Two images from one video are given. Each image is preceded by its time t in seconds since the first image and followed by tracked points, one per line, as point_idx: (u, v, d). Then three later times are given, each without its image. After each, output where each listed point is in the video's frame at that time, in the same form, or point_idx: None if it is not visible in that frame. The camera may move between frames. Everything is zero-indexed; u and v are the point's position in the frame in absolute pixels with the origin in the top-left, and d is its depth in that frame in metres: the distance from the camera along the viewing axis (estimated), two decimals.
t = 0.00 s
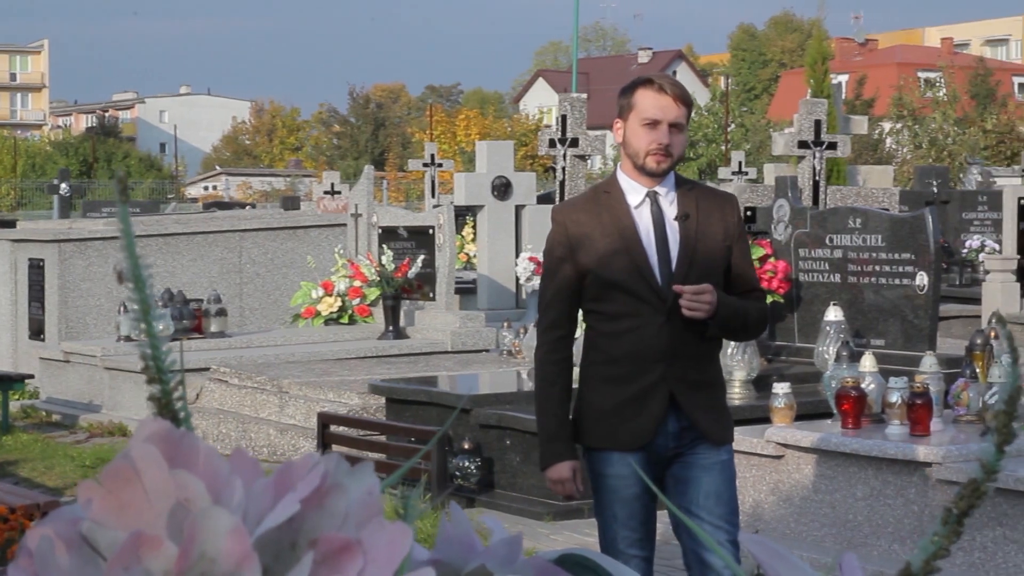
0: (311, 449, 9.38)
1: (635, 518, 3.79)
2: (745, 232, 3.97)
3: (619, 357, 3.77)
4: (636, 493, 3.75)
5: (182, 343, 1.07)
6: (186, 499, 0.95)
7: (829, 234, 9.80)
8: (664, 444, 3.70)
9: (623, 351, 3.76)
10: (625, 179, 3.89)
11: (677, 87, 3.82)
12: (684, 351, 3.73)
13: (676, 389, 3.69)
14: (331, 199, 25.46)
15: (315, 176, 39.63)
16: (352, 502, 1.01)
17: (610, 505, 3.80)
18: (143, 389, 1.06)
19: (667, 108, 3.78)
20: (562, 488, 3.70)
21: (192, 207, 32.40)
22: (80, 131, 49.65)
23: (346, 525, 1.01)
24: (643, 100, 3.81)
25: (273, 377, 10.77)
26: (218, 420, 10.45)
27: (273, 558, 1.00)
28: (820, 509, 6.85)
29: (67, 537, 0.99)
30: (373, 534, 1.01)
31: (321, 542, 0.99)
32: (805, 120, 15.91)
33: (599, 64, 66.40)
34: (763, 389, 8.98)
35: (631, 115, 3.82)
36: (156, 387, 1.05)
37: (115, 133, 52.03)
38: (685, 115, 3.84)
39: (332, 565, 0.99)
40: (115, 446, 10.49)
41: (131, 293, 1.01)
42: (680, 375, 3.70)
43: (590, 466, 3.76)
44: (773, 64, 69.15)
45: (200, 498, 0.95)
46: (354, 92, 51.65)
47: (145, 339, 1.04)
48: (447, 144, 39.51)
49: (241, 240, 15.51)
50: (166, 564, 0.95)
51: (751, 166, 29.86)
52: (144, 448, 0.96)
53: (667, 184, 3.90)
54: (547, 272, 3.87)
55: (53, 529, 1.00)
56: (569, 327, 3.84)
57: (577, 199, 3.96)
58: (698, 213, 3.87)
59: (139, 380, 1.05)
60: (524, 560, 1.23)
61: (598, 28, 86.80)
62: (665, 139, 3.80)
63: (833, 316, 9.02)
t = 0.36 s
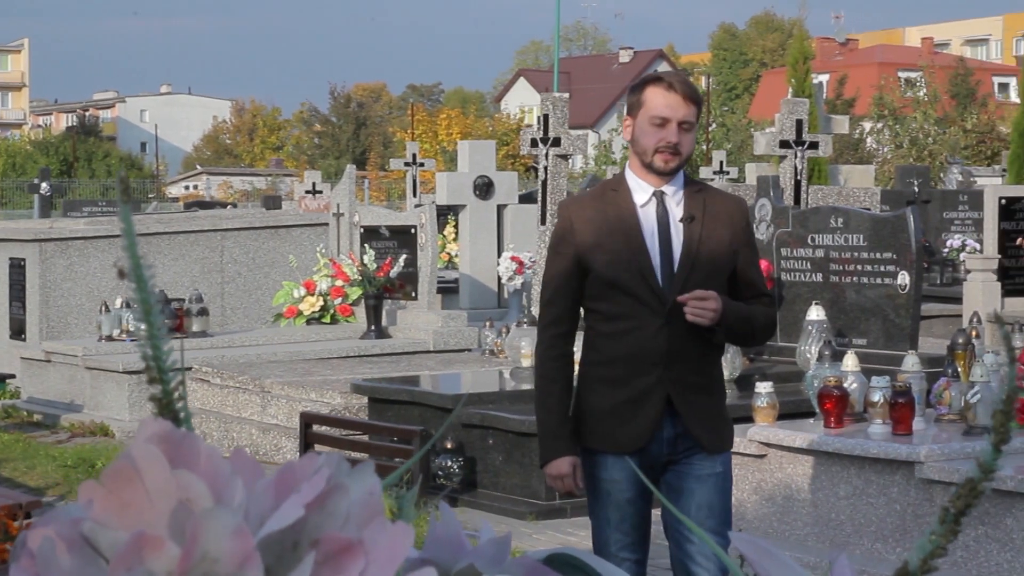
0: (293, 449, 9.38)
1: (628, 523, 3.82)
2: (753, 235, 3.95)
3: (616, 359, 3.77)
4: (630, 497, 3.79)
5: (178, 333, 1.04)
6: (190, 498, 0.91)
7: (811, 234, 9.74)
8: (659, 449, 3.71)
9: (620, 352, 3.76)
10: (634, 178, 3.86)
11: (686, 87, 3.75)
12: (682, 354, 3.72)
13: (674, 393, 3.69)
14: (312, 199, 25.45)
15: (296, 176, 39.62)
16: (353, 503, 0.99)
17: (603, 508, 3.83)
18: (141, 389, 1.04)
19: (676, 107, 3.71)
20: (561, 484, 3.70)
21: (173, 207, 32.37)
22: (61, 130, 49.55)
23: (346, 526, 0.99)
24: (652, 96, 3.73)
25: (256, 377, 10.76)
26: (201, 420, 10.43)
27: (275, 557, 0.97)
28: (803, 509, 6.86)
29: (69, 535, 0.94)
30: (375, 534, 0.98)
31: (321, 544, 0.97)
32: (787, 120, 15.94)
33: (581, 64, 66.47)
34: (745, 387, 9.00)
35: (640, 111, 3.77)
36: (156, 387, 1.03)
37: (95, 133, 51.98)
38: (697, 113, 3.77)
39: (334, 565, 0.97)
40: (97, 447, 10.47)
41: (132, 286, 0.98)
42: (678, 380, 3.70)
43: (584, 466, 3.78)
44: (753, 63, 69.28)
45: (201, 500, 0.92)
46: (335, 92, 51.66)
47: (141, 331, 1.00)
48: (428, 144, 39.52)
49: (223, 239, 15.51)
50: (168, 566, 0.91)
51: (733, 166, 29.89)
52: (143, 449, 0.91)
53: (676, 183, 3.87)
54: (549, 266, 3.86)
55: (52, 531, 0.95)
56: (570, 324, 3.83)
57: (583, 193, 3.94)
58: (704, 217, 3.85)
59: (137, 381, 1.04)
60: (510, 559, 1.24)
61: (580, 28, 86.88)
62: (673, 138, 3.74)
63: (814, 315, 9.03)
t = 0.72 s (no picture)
0: (280, 450, 9.38)
1: (638, 527, 3.83)
2: (772, 238, 3.94)
3: (635, 357, 3.75)
4: (642, 499, 3.80)
5: (186, 337, 1.12)
6: (197, 501, 0.99)
7: (796, 235, 9.74)
8: (674, 452, 3.71)
9: (639, 350, 3.74)
10: (658, 172, 3.85)
11: (721, 82, 3.75)
12: (700, 354, 3.72)
13: (690, 394, 3.69)
14: (297, 199, 25.43)
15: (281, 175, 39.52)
16: (362, 503, 1.06)
17: (613, 507, 3.84)
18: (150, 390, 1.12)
19: (709, 102, 3.71)
20: (580, 477, 3.65)
21: (157, 207, 32.29)
22: (44, 130, 49.39)
23: (355, 526, 1.06)
24: (684, 90, 3.74)
25: (242, 377, 10.75)
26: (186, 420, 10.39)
27: (286, 559, 1.05)
28: (789, 509, 6.88)
29: (78, 538, 1.01)
30: (384, 534, 1.05)
31: (332, 544, 1.04)
32: (772, 121, 15.96)
33: (566, 64, 66.38)
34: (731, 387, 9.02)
35: (670, 104, 3.76)
36: (165, 387, 1.10)
37: (79, 133, 51.82)
38: (729, 112, 3.78)
39: (344, 565, 1.04)
40: (82, 447, 10.47)
41: (143, 291, 1.06)
42: (695, 380, 3.70)
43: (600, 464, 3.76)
44: (737, 63, 69.24)
45: (210, 502, 1.00)
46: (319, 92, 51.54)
47: (149, 336, 1.08)
48: (413, 144, 39.45)
49: (208, 239, 15.52)
50: (178, 566, 0.98)
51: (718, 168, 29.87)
52: (155, 448, 0.99)
53: (700, 182, 3.86)
54: (567, 259, 3.84)
55: (66, 531, 1.02)
56: (588, 319, 3.81)
57: (605, 187, 3.92)
58: (726, 217, 3.84)
59: (148, 381, 1.11)
60: (502, 559, 1.23)
61: (565, 27, 86.93)
62: (703, 133, 3.74)
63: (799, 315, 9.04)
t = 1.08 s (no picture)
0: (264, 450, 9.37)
1: (651, 533, 3.76)
2: (789, 240, 3.90)
3: (653, 359, 3.70)
4: (657, 503, 3.71)
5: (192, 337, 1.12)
6: (202, 498, 1.01)
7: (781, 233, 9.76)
8: (692, 454, 3.66)
9: (658, 352, 3.69)
10: (676, 173, 3.79)
11: (737, 80, 3.65)
12: (719, 357, 3.67)
13: (710, 396, 3.64)
14: (279, 198, 25.40)
15: (264, 175, 39.49)
16: (368, 503, 1.07)
17: (624, 514, 3.76)
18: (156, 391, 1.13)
19: (724, 101, 3.62)
20: (603, 482, 3.62)
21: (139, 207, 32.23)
22: (27, 130, 49.29)
23: (360, 526, 1.07)
24: (700, 90, 3.65)
25: (225, 378, 10.73)
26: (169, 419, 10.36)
27: (289, 559, 1.06)
28: (773, 509, 6.89)
29: (83, 536, 1.03)
30: (390, 533, 1.07)
31: (338, 543, 1.05)
32: (756, 120, 15.98)
33: (549, 64, 66.43)
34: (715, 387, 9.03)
35: (686, 105, 3.68)
36: (170, 389, 1.11)
37: (61, 133, 51.72)
38: (745, 110, 3.69)
39: (348, 566, 1.05)
40: (65, 448, 10.46)
41: (149, 293, 1.05)
42: (714, 382, 3.65)
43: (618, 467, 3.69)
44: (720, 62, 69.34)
45: (212, 499, 1.01)
46: (302, 92, 51.51)
47: (158, 331, 1.08)
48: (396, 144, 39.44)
49: (191, 240, 15.58)
50: (184, 565, 1.00)
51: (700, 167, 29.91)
52: (159, 446, 1.01)
53: (718, 182, 3.80)
54: (584, 260, 3.77)
55: (72, 531, 1.03)
56: (605, 322, 3.75)
57: (622, 186, 3.86)
58: (745, 216, 3.79)
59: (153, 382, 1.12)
60: (493, 559, 1.24)
61: (546, 25, 86.89)
62: (720, 133, 3.65)
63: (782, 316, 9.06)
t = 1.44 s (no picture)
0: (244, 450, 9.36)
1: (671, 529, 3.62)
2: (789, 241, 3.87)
3: (661, 359, 3.63)
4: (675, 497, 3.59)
5: (187, 338, 1.12)
6: (200, 501, 1.00)
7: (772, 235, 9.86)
8: (700, 452, 3.60)
9: (667, 353, 3.62)
10: (680, 173, 3.72)
11: (741, 83, 3.59)
12: (727, 357, 3.63)
13: (720, 398, 3.59)
14: (259, 199, 25.37)
15: (243, 176, 39.45)
16: (363, 504, 1.07)
17: (639, 512, 3.63)
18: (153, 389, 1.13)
19: (728, 105, 3.55)
20: (602, 485, 3.55)
21: (117, 208, 32.17)
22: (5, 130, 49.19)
23: (356, 526, 1.07)
24: (704, 93, 3.58)
25: (205, 379, 10.72)
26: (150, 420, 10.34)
27: (286, 560, 1.05)
28: (752, 509, 6.90)
29: (80, 540, 1.02)
30: (386, 534, 1.07)
31: (334, 544, 1.05)
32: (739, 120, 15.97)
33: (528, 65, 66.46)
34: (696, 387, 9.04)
35: (691, 107, 3.61)
36: (166, 389, 1.12)
37: (40, 133, 51.63)
38: (750, 112, 3.62)
39: (345, 566, 1.05)
40: (46, 449, 10.45)
41: (145, 291, 1.05)
42: (725, 384, 3.60)
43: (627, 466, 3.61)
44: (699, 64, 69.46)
45: (211, 503, 1.00)
46: (282, 93, 51.44)
47: (154, 332, 1.08)
48: (376, 144, 39.46)
49: (170, 240, 15.58)
50: (181, 566, 0.99)
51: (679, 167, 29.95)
52: (155, 447, 1.00)
53: (722, 184, 3.74)
54: (589, 258, 3.68)
55: (65, 534, 1.03)
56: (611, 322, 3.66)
57: (625, 186, 3.78)
58: (751, 218, 3.73)
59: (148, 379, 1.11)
60: (476, 559, 1.24)
61: (526, 25, 86.93)
62: (723, 136, 3.59)
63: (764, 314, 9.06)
